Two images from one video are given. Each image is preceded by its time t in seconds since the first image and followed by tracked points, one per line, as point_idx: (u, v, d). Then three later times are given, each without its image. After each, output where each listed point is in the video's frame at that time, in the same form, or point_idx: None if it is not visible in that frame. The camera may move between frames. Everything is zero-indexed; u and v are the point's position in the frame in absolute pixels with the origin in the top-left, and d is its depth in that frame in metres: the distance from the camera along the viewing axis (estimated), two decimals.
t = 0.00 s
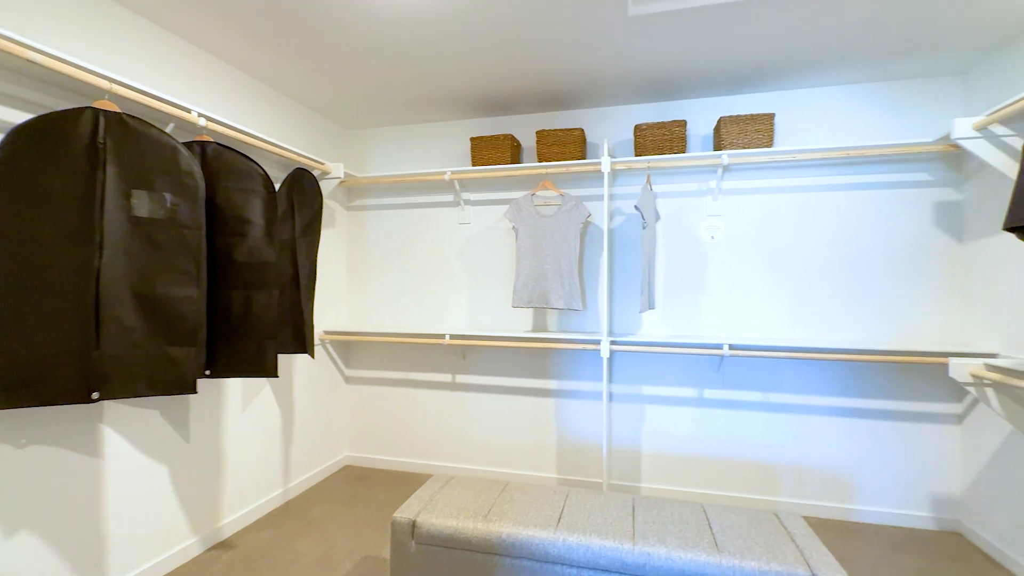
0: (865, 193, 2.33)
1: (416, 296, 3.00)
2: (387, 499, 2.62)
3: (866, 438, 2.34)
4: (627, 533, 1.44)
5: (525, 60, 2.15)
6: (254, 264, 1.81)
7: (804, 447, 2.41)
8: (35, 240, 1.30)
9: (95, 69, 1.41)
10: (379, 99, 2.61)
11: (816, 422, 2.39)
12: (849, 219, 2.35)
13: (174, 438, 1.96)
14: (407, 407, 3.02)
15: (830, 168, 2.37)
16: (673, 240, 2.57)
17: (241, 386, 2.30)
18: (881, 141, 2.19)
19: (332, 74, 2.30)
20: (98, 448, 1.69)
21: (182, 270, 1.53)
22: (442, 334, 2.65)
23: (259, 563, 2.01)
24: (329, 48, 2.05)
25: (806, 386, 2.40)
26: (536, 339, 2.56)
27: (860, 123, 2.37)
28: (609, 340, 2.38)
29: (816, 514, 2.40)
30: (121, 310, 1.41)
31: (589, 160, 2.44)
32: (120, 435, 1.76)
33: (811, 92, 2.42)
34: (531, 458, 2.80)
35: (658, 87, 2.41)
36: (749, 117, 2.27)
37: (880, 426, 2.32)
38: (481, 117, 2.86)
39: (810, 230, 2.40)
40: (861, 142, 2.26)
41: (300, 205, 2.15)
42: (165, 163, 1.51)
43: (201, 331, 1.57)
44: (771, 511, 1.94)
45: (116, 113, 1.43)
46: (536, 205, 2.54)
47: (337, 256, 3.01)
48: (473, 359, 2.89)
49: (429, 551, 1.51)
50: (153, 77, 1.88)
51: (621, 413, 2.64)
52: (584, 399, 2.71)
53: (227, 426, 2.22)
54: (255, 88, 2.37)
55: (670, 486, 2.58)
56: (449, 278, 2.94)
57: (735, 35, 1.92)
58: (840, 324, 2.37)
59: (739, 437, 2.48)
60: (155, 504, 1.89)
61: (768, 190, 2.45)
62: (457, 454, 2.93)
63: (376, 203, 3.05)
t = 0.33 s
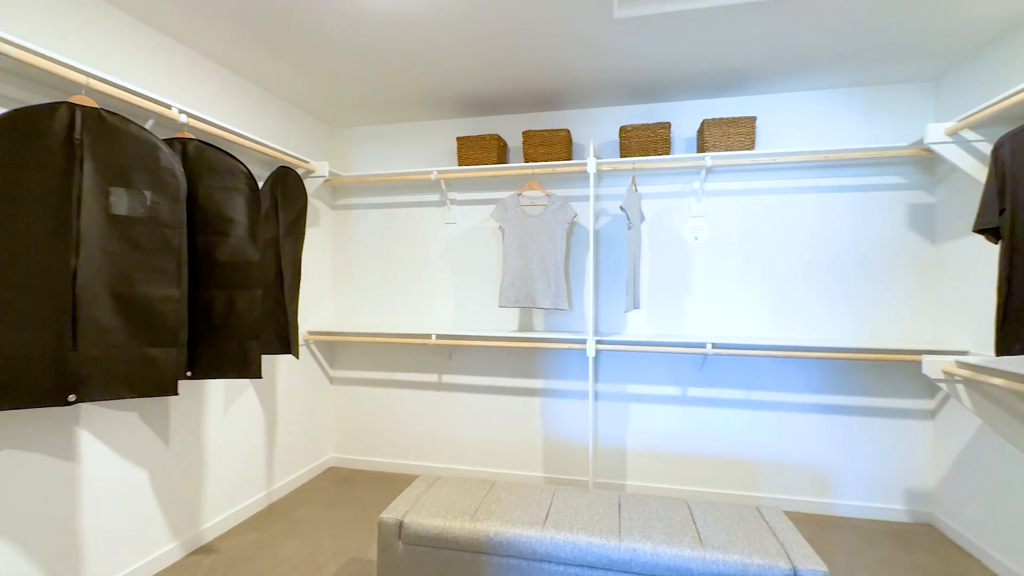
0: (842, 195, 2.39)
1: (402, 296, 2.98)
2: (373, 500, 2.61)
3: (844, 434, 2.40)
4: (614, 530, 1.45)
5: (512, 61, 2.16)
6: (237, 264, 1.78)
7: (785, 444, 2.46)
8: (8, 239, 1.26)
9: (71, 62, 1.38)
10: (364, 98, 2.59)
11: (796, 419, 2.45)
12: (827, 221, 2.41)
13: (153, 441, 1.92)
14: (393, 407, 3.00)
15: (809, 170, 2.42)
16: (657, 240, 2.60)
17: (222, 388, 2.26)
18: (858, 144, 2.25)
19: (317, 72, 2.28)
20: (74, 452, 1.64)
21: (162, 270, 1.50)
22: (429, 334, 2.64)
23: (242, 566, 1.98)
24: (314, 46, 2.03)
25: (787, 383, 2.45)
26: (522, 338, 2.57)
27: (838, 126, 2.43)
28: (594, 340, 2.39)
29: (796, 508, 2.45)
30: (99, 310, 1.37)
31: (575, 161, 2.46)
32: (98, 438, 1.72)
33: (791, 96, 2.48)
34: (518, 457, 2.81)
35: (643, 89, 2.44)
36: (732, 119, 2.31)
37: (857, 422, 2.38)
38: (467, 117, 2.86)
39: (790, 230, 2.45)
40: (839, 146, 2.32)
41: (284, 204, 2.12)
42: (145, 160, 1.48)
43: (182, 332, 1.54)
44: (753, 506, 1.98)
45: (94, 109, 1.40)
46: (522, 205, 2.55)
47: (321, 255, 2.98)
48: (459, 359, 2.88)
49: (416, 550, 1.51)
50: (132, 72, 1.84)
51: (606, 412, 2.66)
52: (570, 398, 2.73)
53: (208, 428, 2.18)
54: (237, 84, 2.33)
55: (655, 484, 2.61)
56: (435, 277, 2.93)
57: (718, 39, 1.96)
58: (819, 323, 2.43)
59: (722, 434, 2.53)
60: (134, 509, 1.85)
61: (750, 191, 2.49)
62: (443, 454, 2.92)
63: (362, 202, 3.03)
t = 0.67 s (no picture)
0: (822, 197, 2.45)
1: (389, 296, 2.96)
2: (359, 501, 2.59)
3: (824, 430, 2.45)
4: (601, 527, 1.47)
5: (499, 61, 2.16)
6: (221, 263, 1.76)
7: (767, 440, 2.51)
8: None
9: (49, 56, 1.34)
10: (350, 97, 2.57)
11: (779, 416, 2.50)
12: (807, 222, 2.47)
13: (132, 444, 1.88)
14: (379, 408, 2.98)
15: (790, 172, 2.47)
16: (643, 241, 2.63)
17: (205, 389, 2.22)
18: (838, 148, 2.30)
19: (302, 70, 2.25)
20: (50, 456, 1.60)
21: (144, 269, 1.47)
22: (416, 334, 2.63)
23: (225, 570, 1.95)
24: (298, 44, 2.01)
25: (769, 381, 2.50)
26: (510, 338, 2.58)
27: (817, 130, 2.49)
28: (582, 339, 2.41)
29: (778, 504, 2.50)
30: (77, 310, 1.34)
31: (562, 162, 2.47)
32: (74, 442, 1.68)
33: (772, 100, 2.53)
34: (505, 456, 2.81)
35: (629, 91, 2.47)
36: (715, 122, 2.35)
37: (837, 419, 2.44)
38: (454, 117, 2.86)
39: (772, 231, 2.50)
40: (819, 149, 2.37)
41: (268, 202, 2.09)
42: (126, 158, 1.45)
43: (164, 332, 1.52)
44: (737, 502, 2.01)
45: (73, 104, 1.36)
46: (509, 205, 2.56)
47: (306, 255, 2.94)
48: (446, 359, 2.88)
49: (405, 551, 1.51)
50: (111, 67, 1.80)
51: (593, 411, 2.69)
52: (557, 397, 2.75)
53: (190, 430, 2.14)
54: (220, 81, 2.29)
55: (641, 481, 2.64)
56: (422, 277, 2.92)
57: (703, 43, 1.99)
58: (799, 322, 2.49)
59: (706, 432, 2.57)
60: (113, 514, 1.81)
61: (733, 193, 2.54)
62: (430, 455, 2.91)
63: (347, 201, 3.00)
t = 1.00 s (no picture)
0: (804, 198, 2.50)
1: (376, 296, 2.94)
2: (345, 502, 2.57)
3: (805, 427, 2.51)
4: (590, 524, 1.48)
5: (488, 62, 2.16)
6: (205, 263, 1.73)
7: (751, 437, 2.55)
8: None
9: (26, 50, 1.30)
10: (337, 95, 2.55)
11: (763, 413, 2.54)
12: (790, 223, 2.52)
13: (114, 447, 1.84)
14: (366, 408, 2.96)
15: (774, 175, 2.52)
16: (630, 241, 2.66)
17: (188, 391, 2.18)
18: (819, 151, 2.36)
19: (288, 68, 2.23)
20: (27, 460, 1.56)
21: (126, 269, 1.45)
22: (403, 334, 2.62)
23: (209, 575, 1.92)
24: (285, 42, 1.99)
25: (752, 379, 2.54)
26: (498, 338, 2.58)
27: (800, 133, 2.54)
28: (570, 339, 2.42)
29: (762, 499, 2.55)
30: (56, 311, 1.31)
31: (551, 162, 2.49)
32: (53, 445, 1.64)
33: (756, 103, 2.58)
34: (493, 456, 2.82)
35: (617, 93, 2.49)
36: (701, 124, 2.38)
37: (819, 416, 2.50)
38: (442, 116, 2.85)
39: (755, 232, 2.55)
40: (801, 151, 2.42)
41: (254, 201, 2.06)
42: (107, 155, 1.42)
43: (147, 333, 1.49)
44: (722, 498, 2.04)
45: (53, 99, 1.33)
46: (498, 205, 2.56)
47: (291, 254, 2.91)
48: (434, 359, 2.87)
49: (394, 551, 1.50)
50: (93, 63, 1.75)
51: (581, 410, 2.70)
52: (544, 397, 2.76)
53: (172, 433, 2.10)
54: (204, 78, 2.25)
55: (628, 479, 2.66)
56: (409, 277, 2.91)
57: (690, 46, 2.02)
58: (782, 321, 2.53)
59: (691, 429, 2.60)
60: (93, 518, 1.77)
61: (718, 194, 2.58)
62: (418, 455, 2.90)
63: (334, 200, 2.98)
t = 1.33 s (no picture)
0: (787, 200, 2.55)
1: (364, 296, 2.92)
2: (333, 503, 2.55)
3: (789, 424, 2.56)
4: (580, 522, 1.49)
5: (478, 62, 2.17)
6: (190, 262, 1.70)
7: (736, 434, 2.59)
8: None
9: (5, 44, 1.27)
10: (325, 94, 2.52)
11: (747, 411, 2.58)
12: (774, 224, 2.57)
13: (95, 450, 1.81)
14: (354, 409, 2.94)
15: (758, 176, 2.57)
16: (618, 241, 2.68)
17: (171, 393, 2.14)
18: (802, 153, 2.40)
19: (276, 67, 2.21)
20: (4, 465, 1.52)
21: (108, 269, 1.42)
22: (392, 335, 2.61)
23: None
24: (271, 40, 1.97)
25: (738, 377, 2.58)
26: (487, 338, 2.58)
27: (783, 136, 2.59)
28: (559, 339, 2.44)
29: (747, 496, 2.59)
30: (35, 311, 1.28)
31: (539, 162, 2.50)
32: (31, 449, 1.60)
33: (742, 106, 2.62)
34: (481, 455, 2.82)
35: (605, 94, 2.52)
36: (688, 126, 2.41)
37: (802, 413, 2.55)
38: (431, 116, 2.84)
39: (741, 232, 2.59)
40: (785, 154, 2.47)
41: (240, 200, 2.03)
42: (89, 151, 1.39)
43: (130, 334, 1.46)
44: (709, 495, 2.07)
45: (31, 94, 1.30)
46: (487, 205, 2.57)
47: (278, 254, 2.88)
48: (423, 359, 2.86)
49: (383, 552, 1.50)
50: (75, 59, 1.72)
51: (569, 409, 2.72)
52: (533, 396, 2.77)
53: (155, 435, 2.07)
54: (189, 74, 2.22)
55: (616, 477, 2.69)
56: (398, 277, 2.89)
57: (677, 49, 2.04)
58: (767, 320, 2.58)
59: (678, 427, 2.64)
60: (75, 524, 1.73)
61: (704, 195, 2.61)
62: (406, 456, 2.89)
63: (321, 200, 2.95)
